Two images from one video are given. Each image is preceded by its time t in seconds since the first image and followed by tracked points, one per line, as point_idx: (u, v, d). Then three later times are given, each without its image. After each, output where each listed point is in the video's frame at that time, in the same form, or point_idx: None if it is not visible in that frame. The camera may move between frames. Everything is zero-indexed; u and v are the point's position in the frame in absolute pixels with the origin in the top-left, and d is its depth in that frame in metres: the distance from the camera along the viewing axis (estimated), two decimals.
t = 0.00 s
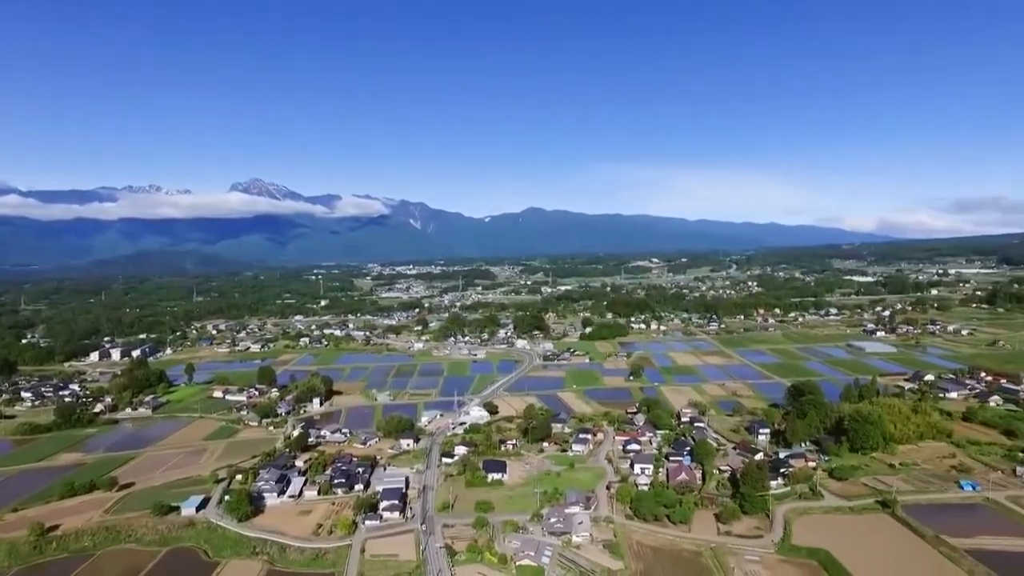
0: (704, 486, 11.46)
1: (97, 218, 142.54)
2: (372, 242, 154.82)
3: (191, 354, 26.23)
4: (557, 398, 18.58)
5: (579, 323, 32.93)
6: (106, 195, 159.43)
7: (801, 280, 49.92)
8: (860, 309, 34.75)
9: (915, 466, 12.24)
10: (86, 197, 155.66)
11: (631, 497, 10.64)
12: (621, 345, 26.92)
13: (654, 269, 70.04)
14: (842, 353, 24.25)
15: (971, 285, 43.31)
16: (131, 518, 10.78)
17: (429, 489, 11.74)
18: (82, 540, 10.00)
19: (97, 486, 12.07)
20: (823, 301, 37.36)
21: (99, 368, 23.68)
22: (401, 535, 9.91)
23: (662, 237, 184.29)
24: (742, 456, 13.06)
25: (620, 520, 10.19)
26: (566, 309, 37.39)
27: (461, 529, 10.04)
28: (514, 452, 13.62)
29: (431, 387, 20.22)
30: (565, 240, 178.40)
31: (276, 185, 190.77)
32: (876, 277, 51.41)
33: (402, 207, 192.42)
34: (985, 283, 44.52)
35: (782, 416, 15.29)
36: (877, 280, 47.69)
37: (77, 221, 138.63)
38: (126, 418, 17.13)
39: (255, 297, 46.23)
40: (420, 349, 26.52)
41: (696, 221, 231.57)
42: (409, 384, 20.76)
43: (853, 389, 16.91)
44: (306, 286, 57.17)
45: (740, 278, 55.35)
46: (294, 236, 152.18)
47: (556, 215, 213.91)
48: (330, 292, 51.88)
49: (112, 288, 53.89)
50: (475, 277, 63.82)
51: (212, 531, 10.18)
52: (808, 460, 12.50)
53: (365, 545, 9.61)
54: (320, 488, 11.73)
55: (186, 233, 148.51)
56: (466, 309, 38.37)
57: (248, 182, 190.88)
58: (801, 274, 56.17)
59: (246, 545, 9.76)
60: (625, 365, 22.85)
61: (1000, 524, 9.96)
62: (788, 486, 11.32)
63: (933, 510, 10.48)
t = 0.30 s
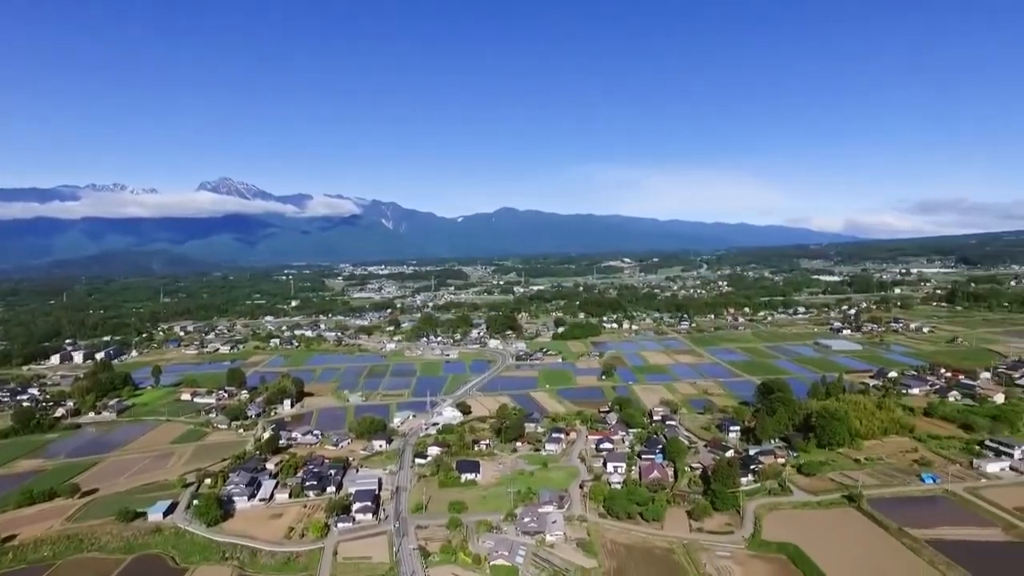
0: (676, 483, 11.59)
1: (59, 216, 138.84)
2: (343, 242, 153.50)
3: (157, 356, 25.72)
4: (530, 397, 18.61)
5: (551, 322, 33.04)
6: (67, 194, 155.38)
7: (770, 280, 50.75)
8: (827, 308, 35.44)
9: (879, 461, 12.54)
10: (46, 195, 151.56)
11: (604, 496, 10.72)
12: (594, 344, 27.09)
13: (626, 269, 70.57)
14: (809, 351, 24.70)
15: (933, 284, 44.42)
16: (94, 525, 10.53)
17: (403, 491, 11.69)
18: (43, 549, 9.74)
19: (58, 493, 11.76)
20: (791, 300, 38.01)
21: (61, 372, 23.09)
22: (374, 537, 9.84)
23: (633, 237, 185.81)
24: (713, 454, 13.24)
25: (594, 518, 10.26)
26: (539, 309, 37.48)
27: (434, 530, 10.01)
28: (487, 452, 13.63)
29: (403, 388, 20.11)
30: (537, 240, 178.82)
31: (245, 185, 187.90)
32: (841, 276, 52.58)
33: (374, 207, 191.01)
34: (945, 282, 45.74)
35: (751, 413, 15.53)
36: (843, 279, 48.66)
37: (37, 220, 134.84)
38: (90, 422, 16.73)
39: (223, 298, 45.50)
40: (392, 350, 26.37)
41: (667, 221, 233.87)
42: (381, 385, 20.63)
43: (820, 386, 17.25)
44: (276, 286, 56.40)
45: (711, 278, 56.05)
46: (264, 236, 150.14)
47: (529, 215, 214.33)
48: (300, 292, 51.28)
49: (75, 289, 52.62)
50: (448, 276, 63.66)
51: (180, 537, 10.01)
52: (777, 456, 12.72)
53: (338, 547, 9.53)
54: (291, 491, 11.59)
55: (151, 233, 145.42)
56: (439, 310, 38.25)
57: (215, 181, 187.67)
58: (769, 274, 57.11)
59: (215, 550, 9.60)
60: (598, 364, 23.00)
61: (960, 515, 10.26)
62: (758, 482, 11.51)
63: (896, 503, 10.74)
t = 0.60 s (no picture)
0: (649, 481, 11.69)
1: (20, 216, 135.16)
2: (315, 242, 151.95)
3: (124, 359, 25.21)
4: (504, 397, 18.61)
5: (525, 322, 33.11)
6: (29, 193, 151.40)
7: (740, 279, 51.48)
8: (796, 307, 36.04)
9: (847, 456, 12.79)
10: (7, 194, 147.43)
11: (578, 494, 10.77)
12: (568, 344, 27.20)
13: (600, 268, 70.98)
14: (779, 349, 25.10)
15: (898, 283, 45.40)
16: (57, 534, 10.28)
17: (376, 492, 11.62)
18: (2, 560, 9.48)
19: (19, 501, 11.45)
20: (761, 300, 38.58)
21: (23, 375, 22.50)
22: (348, 539, 9.76)
23: (606, 237, 186.90)
24: (685, 451, 13.37)
25: (568, 517, 10.31)
26: (513, 309, 37.55)
27: (409, 531, 9.95)
28: (461, 452, 13.60)
29: (377, 389, 19.99)
30: (511, 240, 178.92)
31: (214, 184, 184.98)
32: (810, 275, 53.56)
33: (346, 207, 189.36)
34: (909, 281, 46.90)
35: (723, 411, 15.74)
36: (811, 279, 49.51)
37: None
38: (53, 427, 16.33)
39: (193, 299, 44.75)
40: (365, 350, 26.18)
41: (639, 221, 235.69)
42: (355, 386, 20.47)
43: (790, 384, 17.55)
44: (246, 287, 55.58)
45: (683, 278, 56.64)
46: (234, 236, 147.95)
47: (502, 216, 214.35)
48: (272, 293, 50.66)
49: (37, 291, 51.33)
50: (421, 277, 63.39)
51: (147, 544, 9.81)
52: (748, 453, 12.90)
53: (311, 551, 9.43)
54: (263, 494, 11.44)
55: (117, 232, 142.32)
56: (413, 310, 38.10)
57: (184, 180, 184.37)
58: (740, 274, 57.92)
59: (184, 556, 9.43)
60: (572, 364, 23.09)
61: (923, 507, 10.52)
62: (730, 479, 11.66)
63: (863, 497, 10.97)
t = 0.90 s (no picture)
0: (624, 480, 11.78)
1: None
2: (287, 242, 150.31)
3: (90, 361, 24.65)
4: (479, 397, 18.60)
5: (500, 322, 33.13)
6: None
7: (713, 279, 52.10)
8: (767, 306, 36.59)
9: (817, 452, 13.03)
10: None
11: (554, 493, 10.81)
12: (542, 344, 27.28)
13: (574, 268, 71.28)
14: (751, 348, 25.46)
15: (866, 282, 46.38)
16: (19, 542, 10.02)
17: (351, 493, 11.54)
18: None
19: None
20: (733, 299, 39.09)
21: None
22: (322, 542, 9.68)
23: (581, 237, 187.70)
24: (660, 450, 13.50)
25: (544, 516, 10.34)
26: (488, 309, 37.52)
27: (384, 533, 9.90)
28: (437, 453, 13.57)
29: (351, 389, 19.83)
30: (486, 239, 178.78)
31: (183, 182, 181.78)
32: (781, 275, 54.39)
33: (319, 206, 187.51)
34: (878, 280, 47.86)
35: (696, 409, 15.92)
36: (782, 278, 50.25)
37: None
38: (16, 432, 15.92)
39: (161, 300, 43.94)
40: (339, 351, 25.97)
41: (613, 221, 237.06)
42: (328, 387, 20.29)
43: (762, 381, 17.81)
44: (217, 287, 54.72)
45: (657, 277, 57.13)
46: (205, 236, 145.65)
47: (476, 215, 214.12)
48: (244, 293, 49.97)
49: None
50: (395, 276, 63.09)
51: (115, 550, 9.62)
52: (721, 451, 13.07)
53: (284, 554, 9.33)
54: (235, 497, 11.29)
55: (82, 231, 139.10)
56: (387, 310, 37.87)
57: (151, 179, 180.83)
58: (712, 273, 58.60)
59: (154, 562, 9.27)
60: (547, 363, 23.17)
61: (890, 500, 10.76)
62: (703, 476, 11.80)
63: (832, 492, 11.18)
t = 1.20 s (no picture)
0: (600, 479, 11.85)
1: None
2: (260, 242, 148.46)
3: (55, 364, 24.10)
4: (455, 398, 18.56)
5: (476, 322, 33.10)
6: None
7: (686, 279, 52.63)
8: (740, 306, 37.07)
9: (788, 450, 13.23)
10: None
11: (529, 493, 10.83)
12: (517, 344, 27.31)
13: (550, 268, 71.51)
14: (724, 347, 25.78)
15: (836, 282, 47.20)
16: None
17: (326, 496, 11.44)
18: None
19: None
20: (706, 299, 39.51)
21: None
22: (296, 545, 9.59)
23: (556, 237, 188.23)
24: (634, 449, 13.61)
25: (520, 516, 10.36)
26: (463, 309, 37.45)
27: (359, 535, 9.84)
28: (412, 454, 13.52)
29: (326, 391, 19.66)
30: (461, 240, 178.43)
31: (153, 181, 178.59)
32: (753, 275, 55.15)
33: (293, 206, 185.56)
34: (847, 280, 48.74)
35: (670, 408, 16.06)
36: (755, 278, 50.91)
37: None
38: None
39: (129, 301, 43.11)
40: (313, 352, 25.74)
41: (588, 222, 238.09)
42: (301, 388, 20.09)
43: (735, 380, 18.04)
44: (188, 287, 53.88)
45: (631, 277, 57.54)
46: (175, 236, 143.22)
47: (452, 216, 213.66)
48: (215, 294, 49.27)
49: None
50: (370, 277, 62.64)
51: (80, 558, 9.41)
52: (695, 449, 13.21)
53: (258, 558, 9.22)
54: (206, 501, 11.12)
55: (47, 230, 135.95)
56: (361, 311, 37.62)
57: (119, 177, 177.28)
58: (686, 273, 59.18)
59: (122, 569, 9.09)
60: (522, 363, 23.20)
61: (858, 495, 10.98)
62: (678, 475, 11.91)
63: (803, 489, 11.36)
